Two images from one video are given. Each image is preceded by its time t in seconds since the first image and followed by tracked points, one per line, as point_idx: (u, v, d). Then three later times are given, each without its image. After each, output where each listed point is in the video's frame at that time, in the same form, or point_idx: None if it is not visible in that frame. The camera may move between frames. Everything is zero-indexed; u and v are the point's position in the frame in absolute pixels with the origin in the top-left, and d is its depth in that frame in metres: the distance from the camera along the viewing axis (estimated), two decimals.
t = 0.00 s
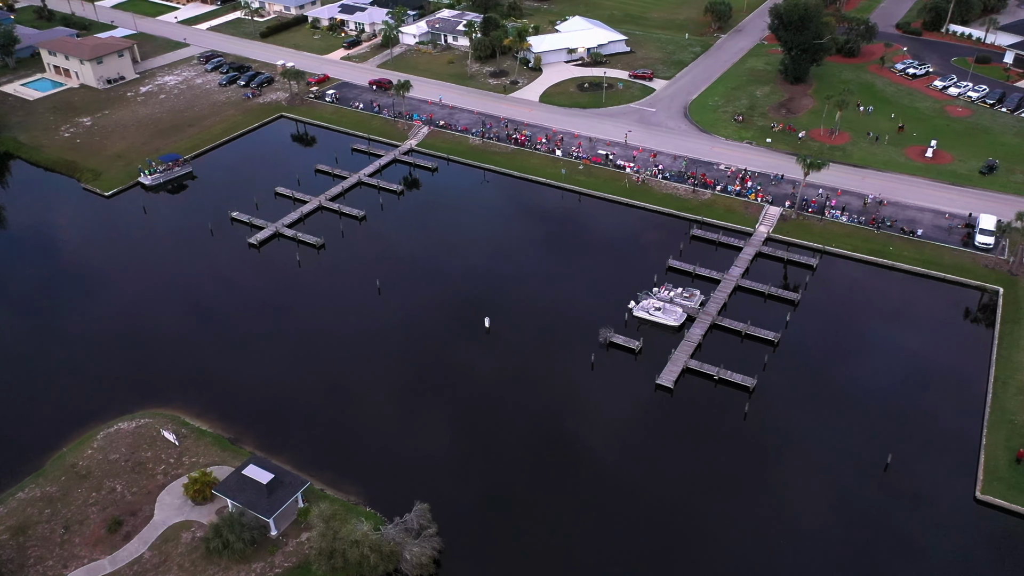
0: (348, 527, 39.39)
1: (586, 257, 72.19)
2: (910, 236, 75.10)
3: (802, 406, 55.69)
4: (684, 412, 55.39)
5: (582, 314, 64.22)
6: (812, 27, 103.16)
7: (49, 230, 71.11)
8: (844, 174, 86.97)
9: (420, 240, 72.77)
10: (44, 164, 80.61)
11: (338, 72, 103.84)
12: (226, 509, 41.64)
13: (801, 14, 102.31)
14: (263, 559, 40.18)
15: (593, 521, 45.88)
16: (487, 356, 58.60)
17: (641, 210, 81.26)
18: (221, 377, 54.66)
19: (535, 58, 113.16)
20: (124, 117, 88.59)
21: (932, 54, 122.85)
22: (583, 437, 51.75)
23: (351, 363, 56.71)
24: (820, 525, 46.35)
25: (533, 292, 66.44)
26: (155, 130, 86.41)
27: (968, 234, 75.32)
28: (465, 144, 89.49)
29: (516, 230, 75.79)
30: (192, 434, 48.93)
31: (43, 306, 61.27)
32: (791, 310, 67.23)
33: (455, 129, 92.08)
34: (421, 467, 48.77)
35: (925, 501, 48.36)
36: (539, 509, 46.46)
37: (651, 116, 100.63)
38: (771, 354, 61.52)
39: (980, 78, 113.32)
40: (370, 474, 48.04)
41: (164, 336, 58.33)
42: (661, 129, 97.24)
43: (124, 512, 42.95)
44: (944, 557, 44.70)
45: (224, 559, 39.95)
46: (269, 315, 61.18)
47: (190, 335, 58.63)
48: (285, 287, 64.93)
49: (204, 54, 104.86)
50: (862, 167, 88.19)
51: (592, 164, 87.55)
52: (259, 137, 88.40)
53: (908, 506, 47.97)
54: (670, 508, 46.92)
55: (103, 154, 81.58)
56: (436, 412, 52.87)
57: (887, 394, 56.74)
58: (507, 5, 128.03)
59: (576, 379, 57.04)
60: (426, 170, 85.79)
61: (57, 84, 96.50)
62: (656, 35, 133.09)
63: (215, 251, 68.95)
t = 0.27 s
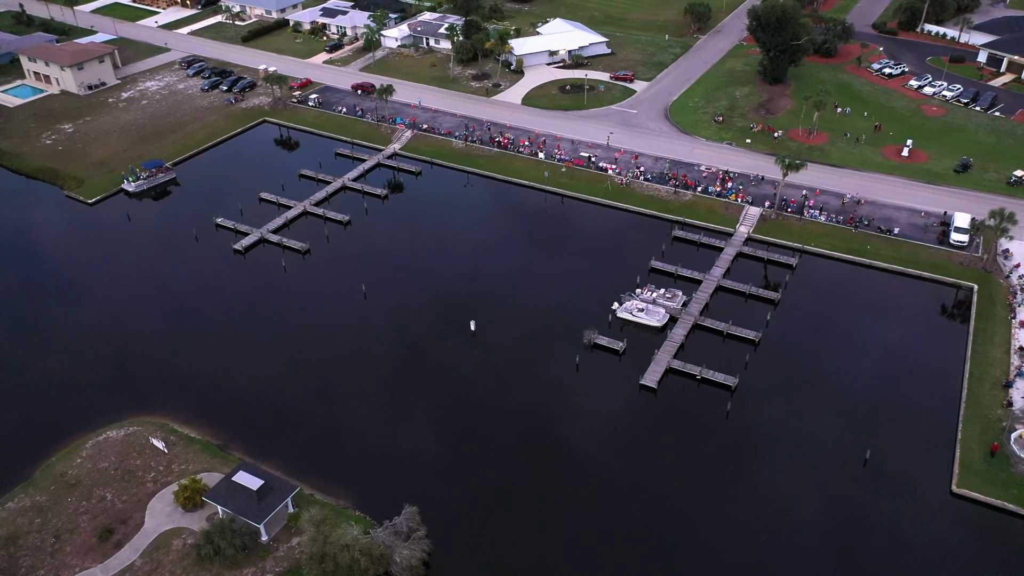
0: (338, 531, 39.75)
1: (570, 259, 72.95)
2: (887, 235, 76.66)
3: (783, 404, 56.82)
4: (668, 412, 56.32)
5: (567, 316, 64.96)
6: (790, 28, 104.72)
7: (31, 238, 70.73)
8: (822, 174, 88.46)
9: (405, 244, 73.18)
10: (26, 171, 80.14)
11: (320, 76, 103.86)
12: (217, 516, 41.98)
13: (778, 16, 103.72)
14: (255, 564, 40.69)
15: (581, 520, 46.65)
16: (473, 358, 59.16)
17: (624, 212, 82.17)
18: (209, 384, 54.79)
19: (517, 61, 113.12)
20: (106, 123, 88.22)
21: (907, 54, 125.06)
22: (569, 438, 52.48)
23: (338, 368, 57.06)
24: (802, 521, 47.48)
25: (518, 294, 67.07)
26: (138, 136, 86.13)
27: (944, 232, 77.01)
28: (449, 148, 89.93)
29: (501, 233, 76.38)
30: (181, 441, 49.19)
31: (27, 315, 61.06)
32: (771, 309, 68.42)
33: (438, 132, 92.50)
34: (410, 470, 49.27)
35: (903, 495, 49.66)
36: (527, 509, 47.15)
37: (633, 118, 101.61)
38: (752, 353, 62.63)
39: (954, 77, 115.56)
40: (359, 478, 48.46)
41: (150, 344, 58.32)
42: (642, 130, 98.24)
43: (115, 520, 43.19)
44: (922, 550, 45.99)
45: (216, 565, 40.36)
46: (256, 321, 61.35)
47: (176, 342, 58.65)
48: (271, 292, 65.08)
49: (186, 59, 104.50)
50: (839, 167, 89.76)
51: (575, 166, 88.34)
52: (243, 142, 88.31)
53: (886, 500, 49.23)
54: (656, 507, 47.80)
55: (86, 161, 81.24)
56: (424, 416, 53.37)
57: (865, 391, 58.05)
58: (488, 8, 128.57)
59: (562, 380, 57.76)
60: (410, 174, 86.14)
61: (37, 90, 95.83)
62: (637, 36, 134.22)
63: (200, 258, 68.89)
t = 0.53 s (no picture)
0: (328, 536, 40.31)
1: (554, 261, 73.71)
2: (864, 234, 78.22)
3: (764, 402, 57.95)
4: (652, 411, 57.26)
5: (551, 317, 65.68)
6: (767, 30, 106.43)
7: (13, 247, 70.41)
8: (801, 174, 89.96)
9: (390, 247, 73.61)
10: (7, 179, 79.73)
11: (302, 80, 103.84)
12: (207, 522, 42.38)
13: (756, 17, 105.24)
14: (245, 569, 41.12)
15: (567, 520, 47.39)
16: (460, 361, 59.70)
17: (606, 213, 83.08)
18: (196, 391, 54.94)
19: (499, 62, 113.94)
20: (87, 130, 87.90)
21: (883, 53, 127.27)
22: (556, 438, 53.21)
23: (325, 372, 57.38)
24: (783, 517, 48.62)
25: (503, 296, 67.74)
26: (120, 142, 85.87)
27: (919, 230, 78.68)
28: (432, 151, 90.34)
29: (484, 236, 76.96)
30: (170, 448, 49.51)
31: (12, 324, 60.93)
32: (751, 308, 69.62)
33: (421, 136, 92.87)
34: (398, 473, 49.76)
35: (881, 489, 50.97)
36: (514, 510, 47.81)
37: (614, 120, 102.56)
38: (734, 352, 63.73)
39: (928, 76, 117.83)
40: (348, 482, 48.85)
41: (136, 351, 58.36)
42: (624, 132, 99.21)
43: (105, 528, 43.52)
44: (899, 543, 47.26)
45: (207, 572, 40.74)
46: (242, 327, 61.50)
47: (162, 349, 58.72)
48: (256, 298, 65.22)
49: (167, 63, 104.11)
50: (818, 167, 91.33)
51: (557, 168, 89.07)
52: (226, 148, 88.23)
53: (865, 495, 50.50)
54: (641, 505, 48.67)
55: (68, 168, 80.93)
56: (411, 419, 53.85)
57: (844, 389, 59.34)
58: (469, 11, 129.05)
59: (547, 382, 58.48)
60: (394, 178, 86.45)
61: (17, 97, 95.24)
62: (617, 38, 135.33)
63: (185, 265, 68.86)
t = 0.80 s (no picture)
0: (318, 540, 40.80)
1: (538, 263, 74.45)
2: (842, 232, 79.66)
3: (746, 400, 59.08)
4: (636, 411, 58.19)
5: (536, 319, 66.43)
6: (745, 32, 107.45)
7: None
8: (780, 174, 91.37)
9: (375, 251, 73.97)
10: None
11: (285, 84, 103.76)
12: (198, 529, 42.79)
13: (735, 18, 106.55)
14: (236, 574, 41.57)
15: (554, 519, 48.17)
16: (446, 364, 60.26)
17: (589, 215, 83.92)
18: (183, 397, 55.13)
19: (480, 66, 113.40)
20: (69, 136, 87.61)
21: (860, 53, 129.29)
22: (542, 439, 53.96)
23: (313, 377, 57.71)
24: (765, 513, 49.70)
25: (488, 299, 68.34)
26: (102, 149, 85.65)
27: (896, 228, 80.30)
28: (415, 155, 90.71)
29: (468, 239, 77.55)
30: (159, 455, 49.80)
31: None
32: (733, 308, 70.76)
33: (405, 139, 93.19)
34: (386, 475, 50.28)
35: (860, 484, 52.24)
36: (502, 510, 48.50)
37: (596, 121, 103.42)
38: (716, 351, 64.81)
39: (904, 75, 119.92)
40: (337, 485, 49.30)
41: (123, 359, 58.43)
42: (605, 133, 100.11)
43: (96, 536, 43.85)
44: (877, 536, 48.54)
45: None
46: (228, 333, 61.68)
47: (148, 356, 58.82)
48: (242, 304, 65.36)
49: (148, 68, 103.71)
50: (796, 167, 92.81)
51: (540, 171, 89.75)
52: (209, 153, 88.13)
53: (845, 490, 51.70)
54: (626, 504, 49.57)
55: (50, 175, 80.70)
56: (398, 422, 54.35)
57: (823, 386, 60.59)
58: (451, 13, 129.45)
59: (533, 383, 59.19)
60: (378, 182, 86.75)
61: None
62: (598, 39, 136.34)
63: (170, 271, 68.86)
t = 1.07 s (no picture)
0: (309, 543, 41.33)
1: (522, 264, 75.15)
2: (820, 231, 81.09)
3: (728, 398, 60.17)
4: (620, 410, 59.08)
5: (521, 321, 67.14)
6: (724, 32, 109.22)
7: None
8: (760, 173, 92.75)
9: (361, 254, 74.33)
10: None
11: (267, 87, 103.70)
12: (189, 535, 43.18)
13: (714, 19, 107.92)
14: None
15: (542, 519, 48.92)
16: (432, 366, 60.82)
17: (573, 216, 84.75)
18: (170, 403, 55.29)
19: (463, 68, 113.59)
20: (51, 143, 87.30)
21: (837, 52, 131.33)
22: (529, 440, 54.68)
23: (300, 381, 58.04)
24: (748, 509, 50.79)
25: (473, 301, 68.93)
26: (85, 155, 85.40)
27: (873, 226, 81.88)
28: (399, 157, 91.06)
29: (453, 241, 78.08)
30: (148, 462, 50.06)
31: None
32: (715, 307, 71.88)
33: (388, 142, 93.52)
34: (375, 478, 50.77)
35: (839, 480, 53.48)
36: (490, 511, 49.17)
37: (578, 122, 104.27)
38: (698, 350, 65.87)
39: (880, 74, 122.00)
40: (326, 489, 49.74)
41: (109, 365, 58.50)
42: (588, 135, 101.00)
43: (86, 544, 44.13)
44: (856, 529, 49.76)
45: None
46: (215, 338, 61.84)
47: (135, 363, 58.89)
48: (228, 309, 65.51)
49: (129, 73, 103.34)
50: (776, 166, 94.27)
51: (523, 172, 90.43)
52: (192, 158, 88.02)
53: (825, 485, 52.92)
54: (612, 502, 50.43)
55: (32, 182, 80.41)
56: (386, 424, 54.84)
57: (803, 383, 61.82)
58: (433, 15, 129.89)
59: (519, 384, 59.90)
60: (362, 185, 87.02)
61: None
62: (579, 40, 137.30)
63: (155, 277, 68.85)
